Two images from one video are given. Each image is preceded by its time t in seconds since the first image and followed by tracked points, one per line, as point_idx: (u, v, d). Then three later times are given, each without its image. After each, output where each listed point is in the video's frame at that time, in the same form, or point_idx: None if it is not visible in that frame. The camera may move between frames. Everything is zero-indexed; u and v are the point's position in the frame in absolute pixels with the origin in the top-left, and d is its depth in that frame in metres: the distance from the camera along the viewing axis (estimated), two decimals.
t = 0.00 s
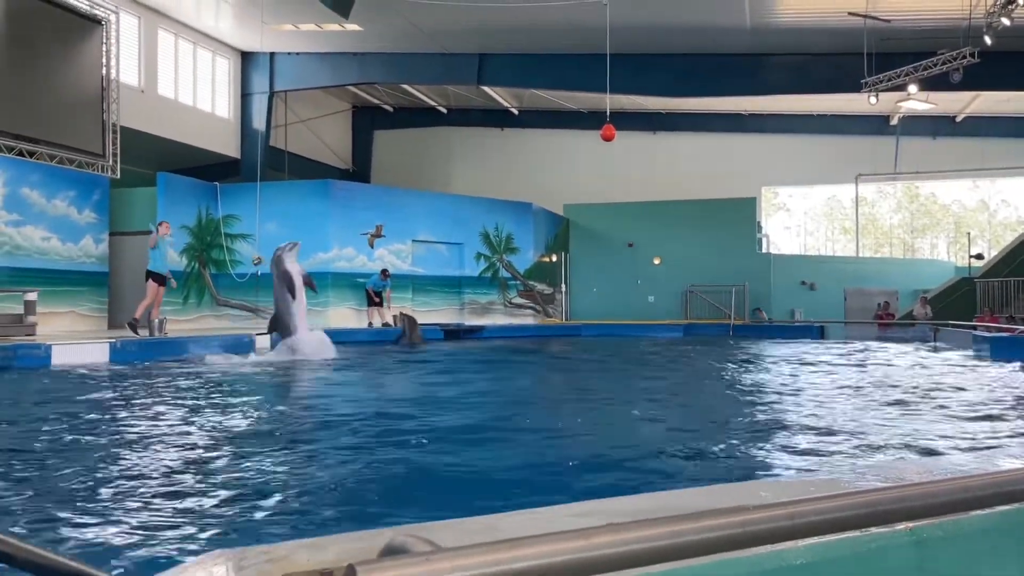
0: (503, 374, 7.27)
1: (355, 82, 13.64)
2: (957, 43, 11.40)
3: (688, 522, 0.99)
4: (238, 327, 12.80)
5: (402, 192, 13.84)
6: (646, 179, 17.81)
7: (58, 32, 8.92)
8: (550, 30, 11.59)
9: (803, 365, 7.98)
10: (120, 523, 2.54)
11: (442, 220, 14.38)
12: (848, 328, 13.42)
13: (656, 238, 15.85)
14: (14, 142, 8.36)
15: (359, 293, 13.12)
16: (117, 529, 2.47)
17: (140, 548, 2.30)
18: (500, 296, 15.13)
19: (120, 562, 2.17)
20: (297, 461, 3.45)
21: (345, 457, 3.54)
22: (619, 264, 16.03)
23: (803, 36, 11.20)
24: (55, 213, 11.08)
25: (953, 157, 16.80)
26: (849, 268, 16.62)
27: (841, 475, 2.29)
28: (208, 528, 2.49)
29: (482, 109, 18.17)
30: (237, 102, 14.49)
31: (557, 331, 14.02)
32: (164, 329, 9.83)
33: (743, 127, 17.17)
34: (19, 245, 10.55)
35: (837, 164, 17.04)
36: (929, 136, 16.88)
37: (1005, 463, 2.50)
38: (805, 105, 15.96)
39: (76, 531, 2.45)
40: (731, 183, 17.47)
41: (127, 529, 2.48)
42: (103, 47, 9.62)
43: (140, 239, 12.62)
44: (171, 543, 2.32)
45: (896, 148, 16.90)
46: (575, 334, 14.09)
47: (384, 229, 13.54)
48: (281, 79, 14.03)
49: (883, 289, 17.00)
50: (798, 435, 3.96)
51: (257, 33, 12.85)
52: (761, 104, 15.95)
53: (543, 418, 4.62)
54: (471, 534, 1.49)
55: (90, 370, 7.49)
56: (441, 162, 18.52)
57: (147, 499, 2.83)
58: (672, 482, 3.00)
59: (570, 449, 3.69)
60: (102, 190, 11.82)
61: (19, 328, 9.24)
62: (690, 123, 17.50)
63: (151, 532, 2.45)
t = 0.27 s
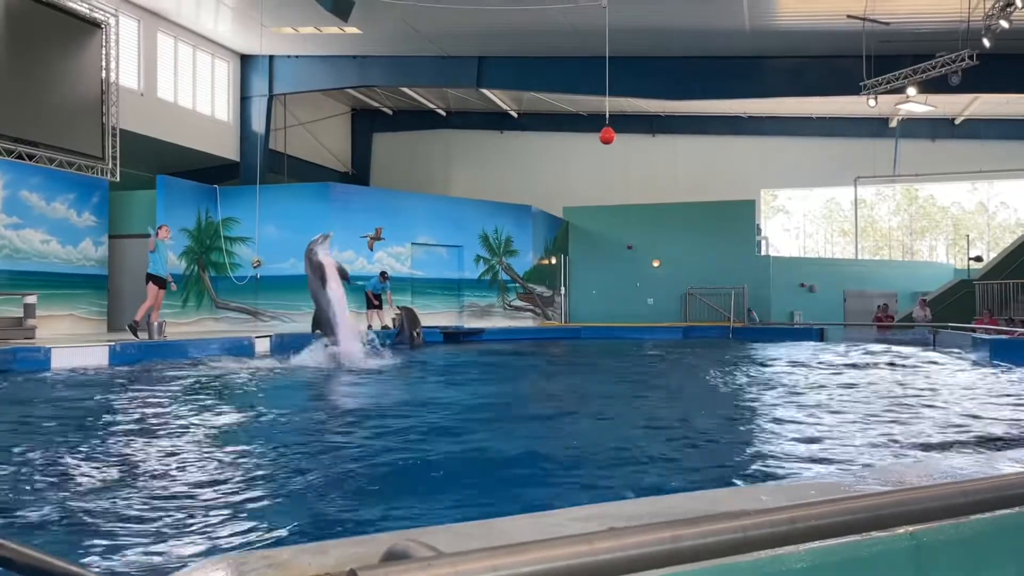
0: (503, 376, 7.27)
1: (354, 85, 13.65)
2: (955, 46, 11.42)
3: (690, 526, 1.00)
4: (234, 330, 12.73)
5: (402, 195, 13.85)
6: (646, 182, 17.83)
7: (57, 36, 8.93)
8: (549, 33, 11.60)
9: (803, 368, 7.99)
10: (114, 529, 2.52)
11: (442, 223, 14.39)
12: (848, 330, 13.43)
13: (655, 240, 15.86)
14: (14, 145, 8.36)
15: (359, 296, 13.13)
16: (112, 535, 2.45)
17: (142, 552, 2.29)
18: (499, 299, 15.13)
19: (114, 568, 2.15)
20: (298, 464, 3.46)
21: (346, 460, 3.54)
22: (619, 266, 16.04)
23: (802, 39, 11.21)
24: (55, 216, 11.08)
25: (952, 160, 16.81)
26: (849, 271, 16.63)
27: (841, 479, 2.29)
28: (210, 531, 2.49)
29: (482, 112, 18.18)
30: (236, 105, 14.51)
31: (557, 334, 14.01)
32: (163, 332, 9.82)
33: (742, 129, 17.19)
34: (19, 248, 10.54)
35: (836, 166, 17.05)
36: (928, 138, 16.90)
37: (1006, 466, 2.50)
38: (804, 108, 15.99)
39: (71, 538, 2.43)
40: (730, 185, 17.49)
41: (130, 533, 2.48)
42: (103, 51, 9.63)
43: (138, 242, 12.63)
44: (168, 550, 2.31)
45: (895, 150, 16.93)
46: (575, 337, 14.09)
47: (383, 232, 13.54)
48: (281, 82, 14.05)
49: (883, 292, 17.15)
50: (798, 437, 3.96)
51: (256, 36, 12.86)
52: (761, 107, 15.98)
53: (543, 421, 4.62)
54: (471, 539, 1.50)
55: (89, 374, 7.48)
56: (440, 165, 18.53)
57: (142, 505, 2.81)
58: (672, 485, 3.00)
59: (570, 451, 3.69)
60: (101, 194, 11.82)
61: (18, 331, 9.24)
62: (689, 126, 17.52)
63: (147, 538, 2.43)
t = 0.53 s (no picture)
0: (503, 379, 7.26)
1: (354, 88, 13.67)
2: (954, 49, 11.44)
3: (691, 529, 1.00)
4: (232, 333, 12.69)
5: (401, 198, 13.84)
6: (644, 185, 17.84)
7: (56, 39, 8.93)
8: (548, 36, 11.61)
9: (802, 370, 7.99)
10: (113, 533, 2.52)
11: (441, 226, 14.39)
12: (847, 333, 13.42)
13: (655, 243, 15.86)
14: (14, 148, 8.37)
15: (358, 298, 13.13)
16: (108, 539, 2.44)
17: (143, 556, 2.29)
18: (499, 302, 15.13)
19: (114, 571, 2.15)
20: (297, 467, 3.46)
21: (346, 463, 3.54)
22: (618, 269, 16.03)
23: (800, 42, 11.23)
24: (54, 219, 11.08)
25: (951, 162, 16.82)
26: (847, 273, 16.64)
27: (841, 481, 2.29)
28: (211, 534, 2.49)
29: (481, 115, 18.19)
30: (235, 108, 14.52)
31: (556, 337, 14.01)
32: (162, 334, 9.81)
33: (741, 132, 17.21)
34: (18, 251, 10.54)
35: (835, 167, 17.07)
36: (926, 141, 16.92)
37: (1005, 469, 2.50)
38: (803, 110, 16.01)
39: (68, 541, 2.42)
40: (729, 188, 17.50)
41: (131, 536, 2.48)
42: (102, 54, 9.64)
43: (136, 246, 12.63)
44: (163, 554, 2.30)
45: (893, 153, 16.95)
46: (574, 339, 14.08)
47: (382, 235, 13.54)
48: (280, 85, 14.06)
49: (882, 295, 17.09)
50: (797, 440, 3.96)
51: (256, 38, 12.87)
52: (759, 110, 15.99)
53: (543, 424, 4.61)
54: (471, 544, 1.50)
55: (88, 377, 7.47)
56: (439, 167, 18.54)
57: (140, 508, 2.80)
58: (671, 488, 2.99)
59: (570, 454, 3.69)
60: (99, 196, 11.82)
61: (17, 334, 9.24)
62: (688, 129, 17.53)
63: (142, 543, 2.41)
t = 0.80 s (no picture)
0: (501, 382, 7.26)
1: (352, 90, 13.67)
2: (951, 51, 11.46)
3: (689, 531, 1.00)
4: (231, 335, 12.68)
5: (399, 200, 13.84)
6: (643, 188, 17.86)
7: (55, 41, 8.92)
8: (546, 39, 11.63)
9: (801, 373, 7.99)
10: (110, 536, 2.51)
11: (439, 228, 14.39)
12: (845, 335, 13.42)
13: (653, 245, 15.88)
14: (11, 151, 8.36)
15: (356, 301, 13.13)
16: (106, 542, 2.44)
17: (141, 558, 2.29)
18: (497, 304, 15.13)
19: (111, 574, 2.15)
20: (295, 469, 3.45)
21: (344, 465, 3.54)
22: (616, 271, 16.05)
23: (798, 45, 11.25)
24: (53, 221, 11.07)
25: (949, 164, 16.83)
26: (846, 276, 16.64)
27: (839, 483, 2.30)
28: (208, 537, 2.48)
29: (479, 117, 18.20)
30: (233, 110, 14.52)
31: (555, 339, 14.02)
32: (160, 337, 9.79)
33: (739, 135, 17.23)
34: (16, 253, 10.54)
35: (833, 170, 17.09)
36: (924, 143, 16.94)
37: (1003, 471, 2.51)
38: (801, 113, 16.03)
39: (62, 545, 2.42)
40: (727, 191, 17.52)
41: (129, 538, 2.48)
42: (100, 56, 9.64)
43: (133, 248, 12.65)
44: (156, 557, 2.29)
45: (891, 155, 16.97)
46: (572, 342, 14.08)
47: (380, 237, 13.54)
48: (278, 88, 14.06)
49: (880, 297, 17.13)
50: (795, 443, 3.96)
51: (254, 41, 12.87)
52: (757, 112, 16.01)
53: (541, 426, 4.61)
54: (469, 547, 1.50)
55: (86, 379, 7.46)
56: (437, 170, 18.54)
57: (137, 511, 2.80)
58: (669, 490, 3.00)
59: (568, 456, 3.69)
60: (97, 199, 11.83)
61: (15, 336, 9.23)
62: (686, 131, 17.54)
63: (141, 545, 2.41)
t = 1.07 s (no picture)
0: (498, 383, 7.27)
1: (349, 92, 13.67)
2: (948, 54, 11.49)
3: (687, 532, 1.00)
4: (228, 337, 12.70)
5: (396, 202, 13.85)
6: (640, 189, 17.88)
7: (51, 43, 8.90)
8: (544, 41, 11.64)
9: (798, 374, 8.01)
10: (104, 537, 2.50)
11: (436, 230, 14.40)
12: (842, 337, 13.45)
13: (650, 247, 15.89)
14: (7, 152, 8.35)
15: (353, 303, 13.13)
16: (99, 543, 2.43)
17: (137, 560, 2.28)
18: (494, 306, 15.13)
19: None
20: (291, 471, 3.45)
21: (341, 466, 3.54)
22: (613, 273, 16.05)
23: (795, 47, 11.27)
24: (49, 223, 11.04)
25: (945, 166, 16.88)
26: (842, 277, 16.68)
27: (835, 484, 2.30)
28: (204, 539, 2.47)
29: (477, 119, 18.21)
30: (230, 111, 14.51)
31: (552, 341, 14.02)
32: (156, 340, 9.77)
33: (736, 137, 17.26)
34: (12, 255, 10.52)
35: (830, 172, 17.12)
36: (920, 145, 16.98)
37: (998, 472, 2.51)
38: (797, 115, 16.07)
39: (57, 546, 2.41)
40: (724, 193, 17.54)
41: (125, 540, 2.47)
42: (97, 57, 9.62)
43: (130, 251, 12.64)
44: (150, 559, 2.28)
45: (888, 157, 17.01)
46: (570, 343, 14.09)
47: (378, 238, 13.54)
48: (276, 89, 14.06)
49: (876, 299, 17.20)
50: (791, 443, 3.97)
51: (251, 43, 12.87)
52: (754, 114, 16.05)
53: (539, 428, 4.61)
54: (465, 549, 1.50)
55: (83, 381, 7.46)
56: (435, 172, 18.55)
57: (133, 512, 2.79)
58: (667, 492, 3.00)
59: (564, 458, 3.69)
60: (95, 201, 11.75)
61: (11, 338, 9.23)
62: (683, 133, 17.57)
63: (136, 547, 2.40)
